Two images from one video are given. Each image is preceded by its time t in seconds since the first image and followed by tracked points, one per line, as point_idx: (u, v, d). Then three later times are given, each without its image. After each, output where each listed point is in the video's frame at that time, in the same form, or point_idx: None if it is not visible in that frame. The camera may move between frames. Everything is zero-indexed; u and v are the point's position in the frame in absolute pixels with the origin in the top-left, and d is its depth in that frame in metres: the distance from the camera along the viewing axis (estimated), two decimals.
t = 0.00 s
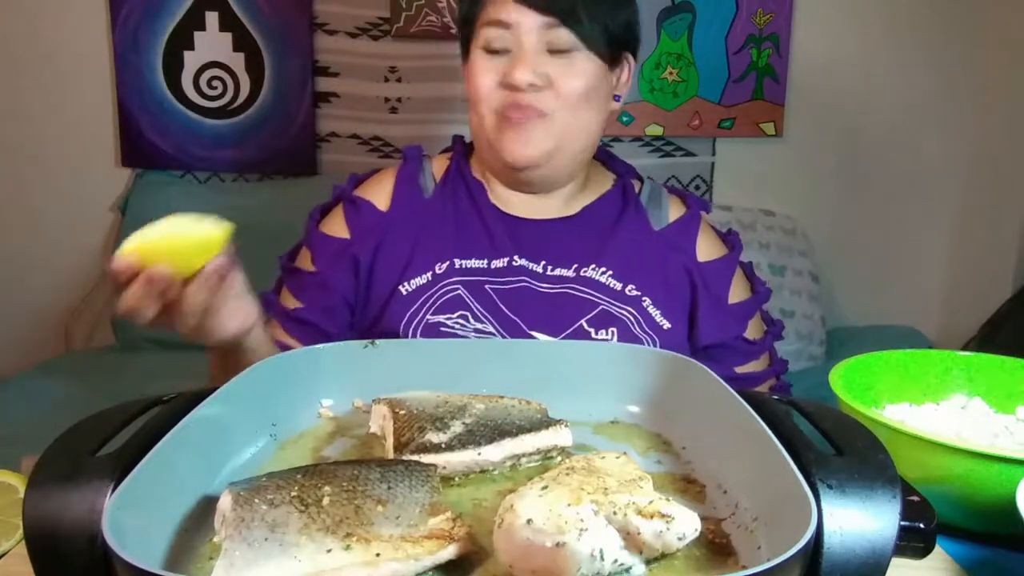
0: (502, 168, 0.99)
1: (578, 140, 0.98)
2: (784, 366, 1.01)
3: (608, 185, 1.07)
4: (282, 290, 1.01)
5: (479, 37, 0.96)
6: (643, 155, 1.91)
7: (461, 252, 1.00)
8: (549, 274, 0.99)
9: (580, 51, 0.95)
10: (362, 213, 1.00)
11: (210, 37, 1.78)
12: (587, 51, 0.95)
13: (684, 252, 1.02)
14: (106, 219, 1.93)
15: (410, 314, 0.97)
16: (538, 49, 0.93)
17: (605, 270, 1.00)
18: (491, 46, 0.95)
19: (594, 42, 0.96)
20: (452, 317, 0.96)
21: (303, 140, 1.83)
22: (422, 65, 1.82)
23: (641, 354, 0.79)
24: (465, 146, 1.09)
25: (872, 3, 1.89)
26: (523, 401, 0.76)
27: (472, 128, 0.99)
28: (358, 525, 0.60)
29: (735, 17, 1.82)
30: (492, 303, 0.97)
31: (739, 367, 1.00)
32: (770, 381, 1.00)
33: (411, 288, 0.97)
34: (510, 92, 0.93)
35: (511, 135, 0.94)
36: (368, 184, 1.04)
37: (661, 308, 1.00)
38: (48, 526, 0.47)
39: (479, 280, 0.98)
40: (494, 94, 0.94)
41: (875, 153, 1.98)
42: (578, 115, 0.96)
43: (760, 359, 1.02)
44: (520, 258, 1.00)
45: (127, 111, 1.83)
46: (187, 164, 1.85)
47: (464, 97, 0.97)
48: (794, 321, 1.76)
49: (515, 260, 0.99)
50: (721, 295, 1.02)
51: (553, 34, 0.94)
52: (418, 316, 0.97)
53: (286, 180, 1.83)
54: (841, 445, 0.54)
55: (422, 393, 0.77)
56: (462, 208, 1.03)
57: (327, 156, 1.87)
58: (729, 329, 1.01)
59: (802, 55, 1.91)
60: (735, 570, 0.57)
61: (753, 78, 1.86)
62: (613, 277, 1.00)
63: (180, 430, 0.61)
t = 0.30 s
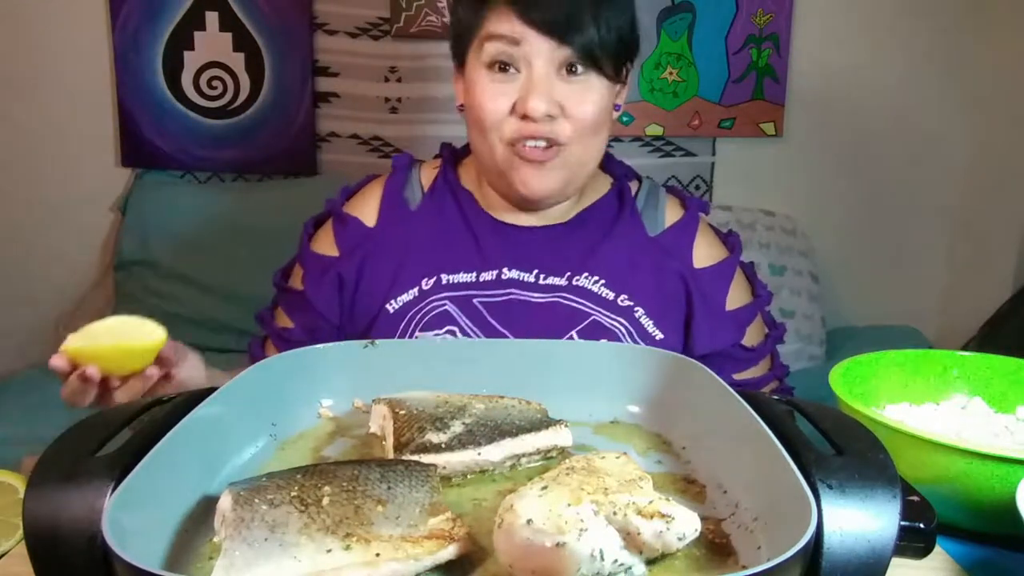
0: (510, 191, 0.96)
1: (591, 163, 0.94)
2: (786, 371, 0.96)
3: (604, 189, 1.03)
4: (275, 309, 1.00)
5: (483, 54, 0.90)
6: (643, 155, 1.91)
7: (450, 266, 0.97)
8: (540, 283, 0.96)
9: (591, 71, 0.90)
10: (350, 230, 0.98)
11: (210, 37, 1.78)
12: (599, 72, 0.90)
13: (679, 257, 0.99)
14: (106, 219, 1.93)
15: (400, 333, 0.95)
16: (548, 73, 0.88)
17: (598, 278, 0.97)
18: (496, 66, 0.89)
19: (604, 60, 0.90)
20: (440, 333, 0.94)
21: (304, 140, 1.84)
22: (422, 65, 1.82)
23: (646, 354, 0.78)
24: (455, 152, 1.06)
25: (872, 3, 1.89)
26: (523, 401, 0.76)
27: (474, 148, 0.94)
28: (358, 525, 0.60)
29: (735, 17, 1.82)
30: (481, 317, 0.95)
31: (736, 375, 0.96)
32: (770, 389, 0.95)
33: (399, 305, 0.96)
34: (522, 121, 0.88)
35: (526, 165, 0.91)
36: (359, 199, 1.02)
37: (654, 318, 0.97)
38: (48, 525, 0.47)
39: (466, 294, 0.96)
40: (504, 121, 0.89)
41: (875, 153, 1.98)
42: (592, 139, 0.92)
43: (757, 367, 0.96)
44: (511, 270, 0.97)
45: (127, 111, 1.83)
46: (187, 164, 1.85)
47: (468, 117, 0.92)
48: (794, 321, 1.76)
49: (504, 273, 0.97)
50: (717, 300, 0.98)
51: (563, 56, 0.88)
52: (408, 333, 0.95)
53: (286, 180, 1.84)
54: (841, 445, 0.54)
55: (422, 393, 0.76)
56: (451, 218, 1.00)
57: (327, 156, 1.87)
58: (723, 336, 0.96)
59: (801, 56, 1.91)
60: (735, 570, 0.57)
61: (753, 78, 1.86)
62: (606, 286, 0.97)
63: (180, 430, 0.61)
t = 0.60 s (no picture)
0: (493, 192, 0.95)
1: (576, 158, 0.93)
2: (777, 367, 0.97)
3: (589, 191, 1.02)
4: (260, 331, 0.99)
5: (464, 50, 0.89)
6: (643, 155, 1.91)
7: (435, 281, 0.96)
8: (529, 294, 0.96)
9: (576, 66, 0.89)
10: (332, 246, 0.97)
11: (210, 37, 1.78)
12: (585, 67, 0.89)
13: (666, 260, 0.98)
14: (106, 219, 1.93)
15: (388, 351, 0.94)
16: (533, 66, 0.88)
17: (585, 285, 0.96)
18: (478, 61, 0.89)
19: (589, 54, 0.89)
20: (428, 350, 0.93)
21: (304, 140, 1.84)
22: (422, 65, 1.82)
23: (647, 354, 0.78)
24: (436, 158, 1.06)
25: (872, 3, 1.89)
26: (523, 401, 0.76)
27: (454, 146, 0.93)
28: (358, 525, 0.60)
29: (735, 17, 1.82)
30: (468, 331, 0.94)
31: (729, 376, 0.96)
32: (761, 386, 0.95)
33: (386, 322, 0.95)
34: (505, 113, 0.88)
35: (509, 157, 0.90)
36: (337, 212, 1.00)
37: (644, 323, 0.97)
38: (48, 526, 0.47)
39: (454, 308, 0.94)
40: (488, 114, 0.88)
41: (875, 153, 1.98)
42: (579, 132, 0.91)
43: (751, 364, 0.96)
44: (497, 283, 0.96)
45: (126, 111, 1.82)
46: (187, 164, 1.85)
47: (449, 113, 0.91)
48: (795, 321, 1.76)
49: (491, 287, 0.96)
50: (708, 302, 0.98)
51: (548, 50, 0.88)
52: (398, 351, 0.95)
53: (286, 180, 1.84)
54: (841, 446, 0.54)
55: (422, 393, 0.76)
56: (435, 229, 0.99)
57: (327, 156, 1.87)
58: (714, 338, 0.96)
59: (802, 55, 1.91)
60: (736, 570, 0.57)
61: (753, 78, 1.86)
62: (595, 292, 0.96)
63: (180, 430, 0.61)
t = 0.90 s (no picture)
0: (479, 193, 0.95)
1: (562, 157, 0.93)
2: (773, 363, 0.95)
3: (579, 189, 1.02)
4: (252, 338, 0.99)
5: (444, 55, 0.89)
6: (643, 155, 1.90)
7: (424, 287, 0.96)
8: (519, 296, 0.96)
9: (557, 65, 0.89)
10: (320, 251, 0.97)
11: (210, 37, 1.78)
12: (566, 65, 0.89)
13: (658, 260, 0.98)
14: (106, 219, 1.93)
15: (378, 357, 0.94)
16: (514, 68, 0.87)
17: (576, 287, 0.96)
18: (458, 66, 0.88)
19: (571, 54, 0.89)
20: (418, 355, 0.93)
21: (304, 140, 1.84)
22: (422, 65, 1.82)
23: (647, 355, 0.78)
24: (424, 161, 1.06)
25: (872, 3, 1.89)
26: (523, 401, 0.76)
27: (439, 150, 0.93)
28: (359, 525, 0.60)
29: (735, 17, 1.82)
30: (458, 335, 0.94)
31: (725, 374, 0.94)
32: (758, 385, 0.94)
33: (375, 328, 0.95)
34: (487, 117, 0.87)
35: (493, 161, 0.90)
36: (326, 218, 1.01)
37: (636, 325, 0.97)
38: (48, 526, 0.47)
39: (442, 313, 0.95)
40: (470, 118, 0.88)
41: (876, 153, 1.98)
42: (565, 131, 0.91)
43: (747, 361, 0.95)
44: (487, 287, 0.96)
45: (126, 111, 1.82)
46: (187, 163, 1.85)
47: (431, 117, 0.91)
48: (794, 321, 1.76)
49: (480, 291, 0.96)
50: (701, 303, 0.97)
51: (528, 51, 0.88)
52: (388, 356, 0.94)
53: (286, 180, 1.84)
54: (841, 446, 0.54)
55: (422, 394, 0.76)
56: (423, 233, 0.99)
57: (327, 156, 1.87)
58: (708, 339, 0.95)
59: (802, 55, 1.91)
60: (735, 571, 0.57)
61: (753, 78, 1.86)
62: (586, 295, 0.96)
63: (180, 429, 0.61)
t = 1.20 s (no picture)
0: (473, 199, 0.95)
1: (553, 158, 0.93)
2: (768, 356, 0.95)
3: (570, 188, 1.02)
4: (248, 342, 0.99)
5: (429, 67, 0.88)
6: (643, 155, 1.90)
7: (418, 287, 0.96)
8: (513, 296, 0.96)
9: (544, 67, 0.88)
10: (314, 255, 0.97)
11: (210, 37, 1.78)
12: (552, 67, 0.89)
13: (650, 257, 0.98)
14: (106, 219, 1.93)
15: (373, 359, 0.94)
16: (501, 76, 0.87)
17: (570, 286, 0.96)
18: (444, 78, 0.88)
19: (555, 53, 0.88)
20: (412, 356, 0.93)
21: (304, 140, 1.84)
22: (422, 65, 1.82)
23: (647, 355, 0.78)
24: (416, 163, 1.05)
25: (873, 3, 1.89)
26: (523, 401, 0.76)
27: (431, 159, 0.93)
28: (358, 525, 0.60)
29: (735, 17, 1.82)
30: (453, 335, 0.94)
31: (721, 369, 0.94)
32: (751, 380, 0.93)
33: (369, 330, 0.95)
34: (479, 127, 0.87)
35: (488, 169, 0.90)
36: (320, 221, 1.01)
37: (630, 323, 0.97)
38: (49, 527, 0.47)
39: (436, 314, 0.95)
40: (463, 129, 0.88)
41: (875, 154, 1.98)
42: (555, 133, 0.91)
43: (742, 355, 0.95)
44: (481, 286, 0.96)
45: (126, 110, 1.82)
46: (187, 164, 1.85)
47: (422, 129, 0.90)
48: (795, 321, 1.76)
49: (474, 291, 0.96)
50: (694, 298, 0.97)
51: (514, 58, 0.87)
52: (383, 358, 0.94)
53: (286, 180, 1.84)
54: (841, 446, 0.54)
55: (422, 393, 0.76)
56: (417, 234, 0.99)
57: (327, 156, 1.87)
58: (702, 335, 0.95)
59: (802, 56, 1.91)
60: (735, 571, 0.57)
61: (753, 78, 1.86)
62: (579, 293, 0.96)
63: (181, 428, 0.61)
